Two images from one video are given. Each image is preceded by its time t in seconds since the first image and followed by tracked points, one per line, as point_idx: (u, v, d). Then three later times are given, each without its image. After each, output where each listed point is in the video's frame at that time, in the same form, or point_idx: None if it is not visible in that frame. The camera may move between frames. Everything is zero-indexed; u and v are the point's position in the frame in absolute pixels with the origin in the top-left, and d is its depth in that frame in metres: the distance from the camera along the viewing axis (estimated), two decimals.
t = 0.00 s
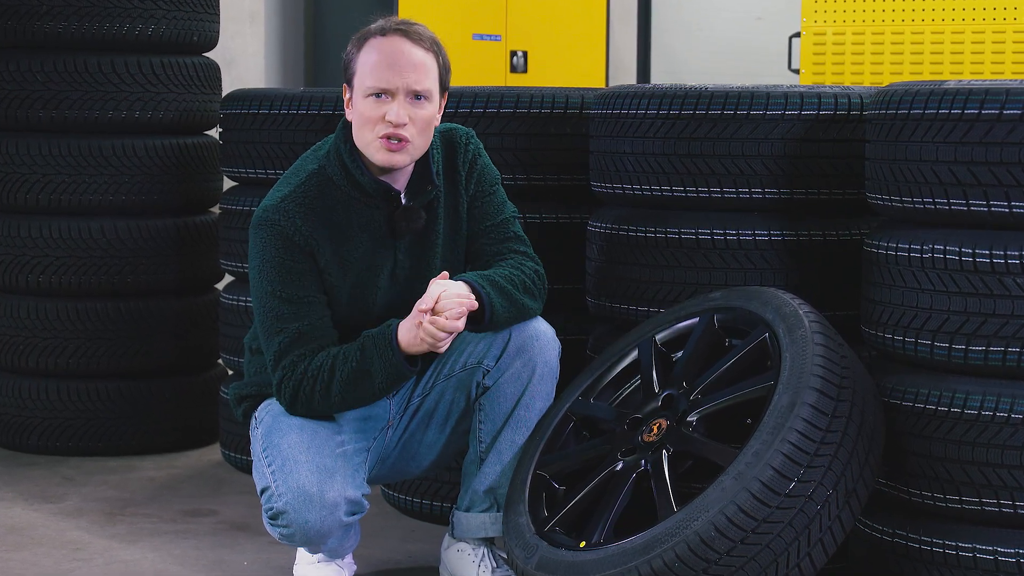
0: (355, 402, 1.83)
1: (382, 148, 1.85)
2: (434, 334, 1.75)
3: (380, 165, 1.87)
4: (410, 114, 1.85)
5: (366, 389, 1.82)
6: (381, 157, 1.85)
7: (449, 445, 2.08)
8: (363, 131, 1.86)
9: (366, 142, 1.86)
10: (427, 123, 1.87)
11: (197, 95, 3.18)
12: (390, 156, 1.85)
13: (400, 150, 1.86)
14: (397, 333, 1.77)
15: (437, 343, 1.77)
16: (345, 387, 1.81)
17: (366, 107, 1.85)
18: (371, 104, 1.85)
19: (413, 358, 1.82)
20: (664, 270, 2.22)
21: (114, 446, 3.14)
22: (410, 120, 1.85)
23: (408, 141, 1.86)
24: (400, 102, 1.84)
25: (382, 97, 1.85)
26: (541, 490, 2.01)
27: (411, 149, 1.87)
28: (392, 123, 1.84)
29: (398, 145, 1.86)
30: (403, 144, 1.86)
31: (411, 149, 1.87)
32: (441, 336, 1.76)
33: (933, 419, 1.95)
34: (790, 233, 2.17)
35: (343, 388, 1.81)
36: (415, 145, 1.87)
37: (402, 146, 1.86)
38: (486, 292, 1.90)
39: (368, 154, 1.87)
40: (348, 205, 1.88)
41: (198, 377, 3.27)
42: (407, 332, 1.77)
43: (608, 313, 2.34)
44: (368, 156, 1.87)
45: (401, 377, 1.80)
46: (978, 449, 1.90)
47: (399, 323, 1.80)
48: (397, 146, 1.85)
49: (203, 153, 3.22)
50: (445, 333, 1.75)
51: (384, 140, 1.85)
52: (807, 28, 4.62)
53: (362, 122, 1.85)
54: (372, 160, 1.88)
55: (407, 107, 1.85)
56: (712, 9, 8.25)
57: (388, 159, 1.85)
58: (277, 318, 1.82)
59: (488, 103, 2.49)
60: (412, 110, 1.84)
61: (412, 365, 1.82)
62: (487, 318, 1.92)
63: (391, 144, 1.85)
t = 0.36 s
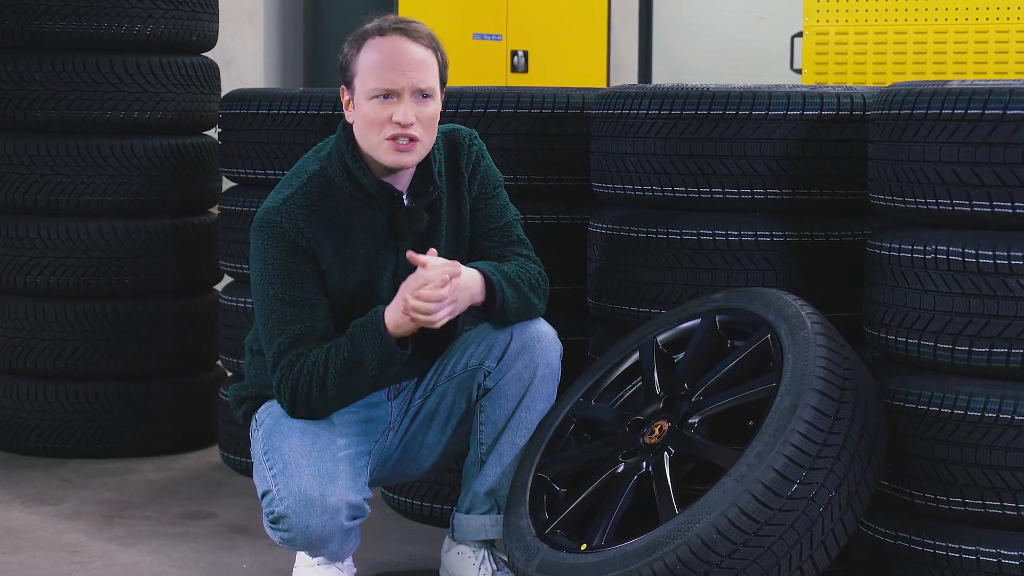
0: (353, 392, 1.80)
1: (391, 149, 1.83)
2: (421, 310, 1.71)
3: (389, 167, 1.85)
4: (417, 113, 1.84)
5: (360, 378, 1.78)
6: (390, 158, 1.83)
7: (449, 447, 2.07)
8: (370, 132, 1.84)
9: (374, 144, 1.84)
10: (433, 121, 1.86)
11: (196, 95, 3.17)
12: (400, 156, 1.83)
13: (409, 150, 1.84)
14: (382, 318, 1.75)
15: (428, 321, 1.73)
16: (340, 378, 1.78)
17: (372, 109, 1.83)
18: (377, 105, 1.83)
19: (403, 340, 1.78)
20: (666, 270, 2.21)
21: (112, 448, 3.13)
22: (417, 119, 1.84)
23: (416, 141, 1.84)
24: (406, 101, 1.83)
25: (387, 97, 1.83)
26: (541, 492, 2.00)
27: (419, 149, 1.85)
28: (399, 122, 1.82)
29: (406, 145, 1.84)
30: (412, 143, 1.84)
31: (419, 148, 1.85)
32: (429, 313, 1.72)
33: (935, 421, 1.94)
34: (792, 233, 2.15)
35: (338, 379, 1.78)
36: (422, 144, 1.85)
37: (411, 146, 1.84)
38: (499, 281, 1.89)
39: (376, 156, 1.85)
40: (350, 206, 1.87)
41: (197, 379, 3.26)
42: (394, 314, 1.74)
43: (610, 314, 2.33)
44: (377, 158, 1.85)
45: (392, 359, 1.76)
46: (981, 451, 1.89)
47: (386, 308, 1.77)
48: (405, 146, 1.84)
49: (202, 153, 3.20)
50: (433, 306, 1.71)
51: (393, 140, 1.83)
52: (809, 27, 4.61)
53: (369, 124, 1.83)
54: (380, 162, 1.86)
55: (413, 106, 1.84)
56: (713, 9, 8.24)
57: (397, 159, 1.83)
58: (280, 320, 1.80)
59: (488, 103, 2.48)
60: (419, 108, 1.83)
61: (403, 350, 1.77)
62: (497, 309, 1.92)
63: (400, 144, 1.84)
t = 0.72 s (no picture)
0: (327, 401, 1.77)
1: (384, 152, 1.83)
2: (352, 319, 1.64)
3: (382, 169, 1.84)
4: (413, 117, 1.83)
5: (328, 387, 1.74)
6: (383, 160, 1.83)
7: (449, 449, 2.05)
8: (365, 133, 1.83)
9: (368, 145, 1.83)
10: (429, 125, 1.85)
11: (195, 95, 3.16)
12: (392, 159, 1.83)
13: (402, 153, 1.83)
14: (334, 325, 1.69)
15: (368, 323, 1.64)
16: (310, 385, 1.74)
17: (369, 110, 1.83)
18: (373, 107, 1.82)
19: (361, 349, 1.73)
20: (667, 272, 2.20)
21: (110, 450, 3.11)
22: (413, 123, 1.83)
23: (410, 144, 1.83)
24: (402, 104, 1.82)
25: (384, 99, 1.82)
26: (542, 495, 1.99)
27: (413, 153, 1.85)
28: (394, 126, 1.81)
29: (399, 148, 1.83)
30: (405, 147, 1.83)
31: (413, 152, 1.84)
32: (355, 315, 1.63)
33: (939, 423, 1.93)
34: (794, 234, 2.14)
35: (310, 385, 1.74)
36: (416, 148, 1.84)
37: (404, 149, 1.83)
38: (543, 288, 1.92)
39: (370, 158, 1.84)
40: (350, 207, 1.86)
41: (196, 380, 3.25)
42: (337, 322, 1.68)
43: (611, 315, 2.32)
44: (370, 159, 1.84)
45: (352, 371, 1.71)
46: (985, 453, 1.88)
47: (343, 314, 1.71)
48: (398, 149, 1.83)
49: (201, 154, 3.19)
50: (357, 311, 1.63)
51: (387, 143, 1.83)
52: (811, 27, 4.60)
53: (365, 125, 1.83)
54: (373, 163, 1.85)
55: (409, 109, 1.83)
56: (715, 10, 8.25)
57: (390, 162, 1.83)
58: (278, 322, 1.79)
59: (488, 103, 2.47)
60: (414, 112, 1.82)
61: (361, 359, 1.73)
62: (535, 310, 1.94)
63: (394, 147, 1.83)
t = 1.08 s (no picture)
0: (323, 405, 1.76)
1: (382, 151, 1.82)
2: (351, 319, 1.62)
3: (380, 168, 1.83)
4: (409, 114, 1.82)
5: (324, 390, 1.73)
6: (380, 159, 1.82)
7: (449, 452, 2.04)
8: (361, 132, 1.82)
9: (365, 144, 1.83)
10: (426, 122, 1.84)
11: (194, 95, 3.15)
12: (389, 158, 1.82)
13: (399, 152, 1.83)
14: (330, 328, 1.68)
15: (365, 323, 1.62)
16: (306, 388, 1.73)
17: (364, 109, 1.82)
18: (369, 105, 1.82)
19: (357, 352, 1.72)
20: (669, 273, 2.19)
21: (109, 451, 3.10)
22: (409, 121, 1.82)
23: (407, 142, 1.83)
24: (398, 102, 1.81)
25: (379, 97, 1.82)
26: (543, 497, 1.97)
27: (410, 151, 1.84)
28: (390, 124, 1.81)
29: (397, 147, 1.83)
30: (402, 145, 1.83)
31: (411, 150, 1.84)
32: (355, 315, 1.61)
33: (942, 424, 1.92)
34: (796, 235, 2.13)
35: (306, 388, 1.73)
36: (414, 146, 1.84)
37: (402, 147, 1.83)
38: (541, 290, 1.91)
39: (367, 157, 1.83)
40: (348, 208, 1.86)
41: (195, 381, 3.24)
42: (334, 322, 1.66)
43: (612, 317, 2.30)
44: (367, 158, 1.83)
45: (347, 374, 1.70)
46: (988, 455, 1.87)
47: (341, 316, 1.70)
48: (396, 147, 1.82)
49: (200, 154, 3.18)
50: (356, 311, 1.61)
51: (384, 141, 1.82)
52: (814, 27, 4.58)
53: (361, 124, 1.82)
54: (371, 163, 1.84)
55: (405, 107, 1.82)
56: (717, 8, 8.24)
57: (387, 160, 1.82)
58: (275, 323, 1.78)
59: (489, 104, 2.46)
60: (411, 109, 1.81)
61: (357, 363, 1.72)
62: (533, 311, 1.93)
63: (391, 145, 1.82)
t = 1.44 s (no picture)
0: (321, 401, 1.75)
1: (375, 154, 1.81)
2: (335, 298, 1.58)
3: (375, 171, 1.82)
4: (402, 116, 1.81)
5: (320, 384, 1.71)
6: (374, 162, 1.81)
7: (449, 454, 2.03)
8: (354, 135, 1.81)
9: (358, 147, 1.81)
10: (420, 123, 1.82)
11: (193, 95, 3.14)
12: (384, 160, 1.81)
13: (393, 153, 1.81)
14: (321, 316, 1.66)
15: (351, 295, 1.58)
16: (303, 384, 1.72)
17: (357, 111, 1.81)
18: (362, 107, 1.81)
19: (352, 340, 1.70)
20: (670, 274, 2.17)
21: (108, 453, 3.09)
22: (402, 122, 1.81)
23: (401, 144, 1.81)
24: (390, 104, 1.80)
25: (371, 99, 1.81)
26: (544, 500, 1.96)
27: (405, 152, 1.83)
28: (383, 126, 1.79)
29: (391, 149, 1.81)
30: (396, 147, 1.81)
31: (405, 151, 1.82)
32: (338, 289, 1.57)
33: (945, 426, 1.91)
34: (798, 236, 2.11)
35: (302, 382, 1.71)
36: (409, 147, 1.82)
37: (396, 149, 1.82)
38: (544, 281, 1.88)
39: (361, 159, 1.82)
40: (347, 208, 1.84)
41: (194, 382, 3.23)
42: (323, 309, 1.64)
43: (612, 318, 2.29)
44: (362, 161, 1.82)
45: (343, 364, 1.68)
46: (991, 457, 1.86)
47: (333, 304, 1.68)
48: (390, 149, 1.81)
49: (199, 155, 3.17)
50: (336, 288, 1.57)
51: (377, 144, 1.81)
52: (816, 27, 4.53)
53: (354, 126, 1.81)
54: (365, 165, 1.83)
55: (398, 109, 1.81)
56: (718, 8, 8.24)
57: (382, 163, 1.81)
58: (273, 323, 1.77)
59: (489, 104, 2.45)
60: (403, 110, 1.80)
61: (352, 351, 1.69)
62: (536, 306, 1.90)
63: (385, 147, 1.81)
